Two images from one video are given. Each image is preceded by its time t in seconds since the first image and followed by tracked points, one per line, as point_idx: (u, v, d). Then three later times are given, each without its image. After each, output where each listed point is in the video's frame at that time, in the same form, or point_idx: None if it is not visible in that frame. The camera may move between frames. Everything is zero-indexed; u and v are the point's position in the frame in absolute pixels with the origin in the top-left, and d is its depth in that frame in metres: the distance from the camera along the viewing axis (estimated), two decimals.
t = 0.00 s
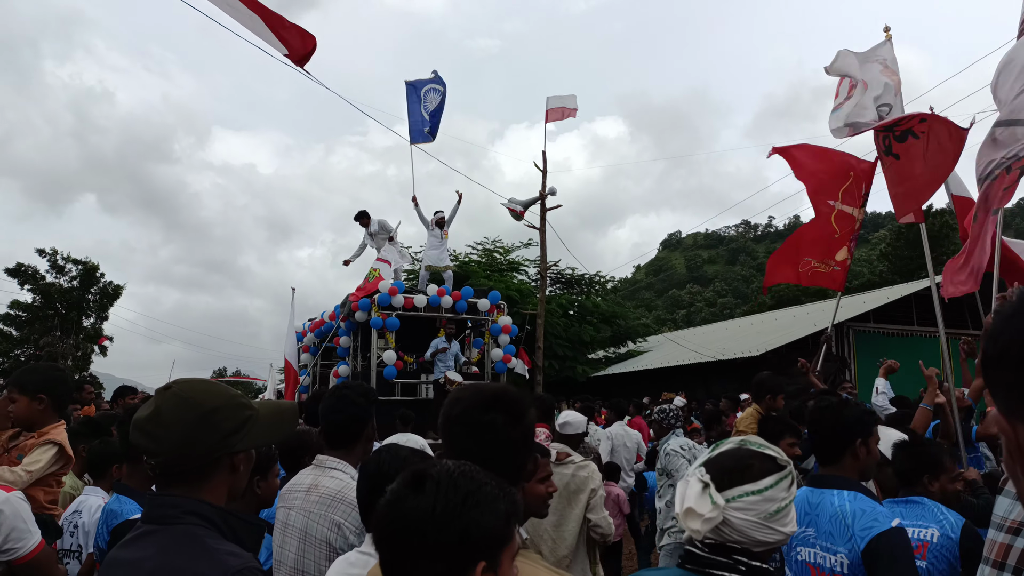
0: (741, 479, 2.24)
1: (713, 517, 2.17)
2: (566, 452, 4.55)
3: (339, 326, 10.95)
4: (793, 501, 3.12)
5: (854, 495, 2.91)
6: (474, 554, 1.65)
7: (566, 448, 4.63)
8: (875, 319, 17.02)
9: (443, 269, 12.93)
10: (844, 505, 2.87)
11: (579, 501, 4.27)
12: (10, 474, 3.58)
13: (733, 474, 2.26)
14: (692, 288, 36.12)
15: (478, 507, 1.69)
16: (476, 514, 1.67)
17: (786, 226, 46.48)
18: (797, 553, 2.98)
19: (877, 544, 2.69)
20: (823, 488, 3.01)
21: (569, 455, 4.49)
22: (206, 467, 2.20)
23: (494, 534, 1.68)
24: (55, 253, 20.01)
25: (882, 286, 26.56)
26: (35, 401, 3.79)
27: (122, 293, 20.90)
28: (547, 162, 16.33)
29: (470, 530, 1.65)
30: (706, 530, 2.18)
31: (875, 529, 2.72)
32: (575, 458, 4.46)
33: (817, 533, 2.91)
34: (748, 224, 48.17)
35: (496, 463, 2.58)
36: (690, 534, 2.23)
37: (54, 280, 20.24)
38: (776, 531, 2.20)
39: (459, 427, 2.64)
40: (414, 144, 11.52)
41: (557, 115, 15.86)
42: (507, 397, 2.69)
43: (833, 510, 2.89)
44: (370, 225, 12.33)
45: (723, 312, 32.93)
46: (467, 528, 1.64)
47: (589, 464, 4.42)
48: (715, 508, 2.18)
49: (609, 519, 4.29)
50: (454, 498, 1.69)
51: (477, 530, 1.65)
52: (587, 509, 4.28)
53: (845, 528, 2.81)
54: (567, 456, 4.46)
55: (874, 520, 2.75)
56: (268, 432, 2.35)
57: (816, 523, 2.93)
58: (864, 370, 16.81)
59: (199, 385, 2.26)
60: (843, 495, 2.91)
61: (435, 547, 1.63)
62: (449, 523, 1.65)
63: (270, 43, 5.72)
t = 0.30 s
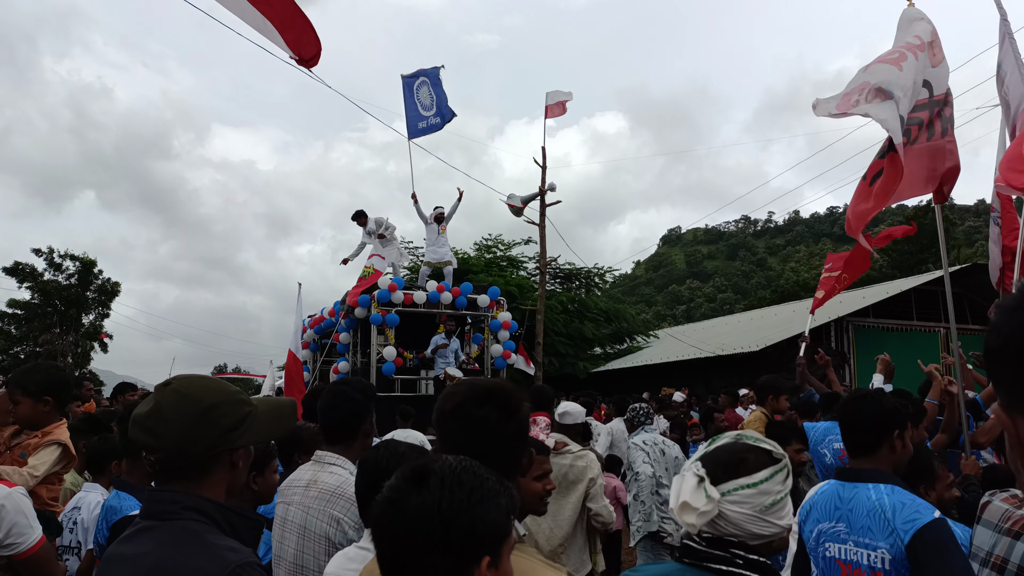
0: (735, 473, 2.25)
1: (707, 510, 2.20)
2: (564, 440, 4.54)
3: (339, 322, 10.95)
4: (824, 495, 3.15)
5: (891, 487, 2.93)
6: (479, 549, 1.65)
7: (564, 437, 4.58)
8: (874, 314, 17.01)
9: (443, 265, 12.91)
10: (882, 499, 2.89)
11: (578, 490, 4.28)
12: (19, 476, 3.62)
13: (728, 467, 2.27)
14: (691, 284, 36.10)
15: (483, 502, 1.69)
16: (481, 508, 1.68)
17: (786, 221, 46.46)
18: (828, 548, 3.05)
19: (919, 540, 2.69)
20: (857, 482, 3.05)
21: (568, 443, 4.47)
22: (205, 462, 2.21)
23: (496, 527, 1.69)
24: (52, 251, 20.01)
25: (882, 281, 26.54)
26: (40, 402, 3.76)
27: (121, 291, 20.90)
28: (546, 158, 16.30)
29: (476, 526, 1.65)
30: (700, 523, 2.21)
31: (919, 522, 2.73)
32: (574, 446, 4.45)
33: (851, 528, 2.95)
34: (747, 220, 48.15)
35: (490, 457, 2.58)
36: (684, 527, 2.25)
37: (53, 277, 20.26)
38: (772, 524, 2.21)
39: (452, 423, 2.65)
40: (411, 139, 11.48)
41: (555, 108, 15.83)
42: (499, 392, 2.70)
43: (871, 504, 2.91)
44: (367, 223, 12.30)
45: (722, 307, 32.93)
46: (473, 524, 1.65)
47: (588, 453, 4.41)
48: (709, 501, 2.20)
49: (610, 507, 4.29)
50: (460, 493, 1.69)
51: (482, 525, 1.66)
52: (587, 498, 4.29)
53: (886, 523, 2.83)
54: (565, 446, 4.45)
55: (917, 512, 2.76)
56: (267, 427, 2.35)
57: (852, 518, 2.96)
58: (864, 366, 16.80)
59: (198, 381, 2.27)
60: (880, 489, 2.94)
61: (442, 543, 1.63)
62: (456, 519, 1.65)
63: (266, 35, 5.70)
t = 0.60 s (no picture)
0: (729, 469, 2.26)
1: (699, 506, 2.21)
2: (562, 443, 4.54)
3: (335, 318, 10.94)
4: (829, 487, 3.17)
5: (898, 482, 2.95)
6: (471, 545, 1.66)
7: (562, 440, 4.60)
8: (870, 311, 17.06)
9: (439, 260, 12.90)
10: (888, 494, 2.91)
11: (574, 494, 4.27)
12: (23, 473, 3.56)
13: (721, 463, 2.28)
14: (686, 280, 36.17)
15: (477, 498, 1.70)
16: (475, 505, 1.68)
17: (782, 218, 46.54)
18: (830, 541, 3.06)
19: (925, 533, 2.71)
20: (864, 476, 3.06)
21: (566, 446, 4.47)
22: (200, 458, 2.21)
23: (489, 522, 1.69)
24: (47, 246, 19.96)
25: (877, 277, 26.60)
26: (39, 399, 3.77)
27: (116, 286, 20.85)
28: (542, 153, 16.29)
29: (470, 522, 1.66)
30: (693, 521, 2.22)
31: (923, 517, 2.74)
32: (572, 449, 4.45)
33: (855, 522, 2.97)
34: (743, 216, 48.20)
35: (479, 451, 2.58)
36: (677, 524, 2.27)
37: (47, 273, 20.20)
38: (766, 520, 2.22)
39: (440, 420, 2.65)
40: (401, 136, 11.48)
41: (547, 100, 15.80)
42: (491, 388, 2.71)
43: (876, 498, 2.93)
44: (360, 224, 12.26)
45: (718, 304, 32.99)
46: (468, 520, 1.65)
47: (585, 457, 4.39)
48: (700, 498, 2.22)
49: (606, 512, 4.28)
50: (454, 490, 1.70)
51: (476, 521, 1.67)
52: (584, 502, 4.28)
53: (890, 518, 2.85)
54: (562, 448, 4.45)
55: (922, 508, 2.77)
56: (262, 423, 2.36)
57: (857, 511, 2.98)
58: (859, 361, 16.85)
59: (194, 377, 2.27)
60: (887, 483, 2.96)
61: (436, 540, 1.63)
62: (450, 514, 1.65)
63: (263, 27, 5.66)
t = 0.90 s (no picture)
0: (717, 468, 2.26)
1: (687, 506, 2.21)
2: (558, 438, 4.52)
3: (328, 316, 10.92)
4: (813, 496, 3.20)
5: (880, 492, 2.96)
6: (449, 544, 1.65)
7: (557, 434, 4.56)
8: (862, 310, 17.13)
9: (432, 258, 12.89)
10: (870, 503, 2.93)
11: (572, 489, 4.27)
12: (21, 470, 3.56)
13: (709, 462, 2.28)
14: (680, 279, 36.27)
15: (456, 496, 1.70)
16: (453, 503, 1.68)
17: (775, 217, 46.74)
18: (813, 550, 3.07)
19: (902, 544, 2.72)
20: (846, 485, 3.10)
21: (562, 441, 4.46)
22: (190, 456, 2.20)
23: (470, 522, 1.69)
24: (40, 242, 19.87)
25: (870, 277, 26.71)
26: (33, 395, 3.74)
27: (108, 282, 20.76)
28: (536, 151, 16.30)
29: (447, 520, 1.66)
30: (681, 520, 2.22)
31: (903, 527, 2.75)
32: (568, 444, 4.44)
33: (837, 530, 2.99)
34: (737, 215, 48.37)
35: (460, 446, 2.63)
36: (665, 524, 2.27)
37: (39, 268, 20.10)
38: (753, 518, 2.22)
39: (415, 418, 2.68)
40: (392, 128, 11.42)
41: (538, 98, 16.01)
42: (468, 387, 2.74)
43: (857, 508, 2.95)
44: (351, 225, 12.26)
45: (711, 302, 33.09)
46: (445, 518, 1.66)
47: (582, 451, 4.38)
48: (688, 497, 2.22)
49: (604, 507, 4.32)
50: (431, 488, 1.71)
51: (454, 519, 1.67)
52: (581, 497, 4.29)
53: (870, 526, 2.86)
54: (558, 443, 4.43)
55: (902, 518, 2.78)
56: (252, 422, 2.35)
57: (838, 519, 3.00)
58: (851, 361, 16.92)
59: (185, 373, 2.27)
60: (868, 493, 2.97)
61: (414, 537, 1.65)
62: (426, 514, 1.66)
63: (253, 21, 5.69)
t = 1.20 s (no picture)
0: (705, 466, 2.28)
1: (674, 504, 2.23)
2: (553, 437, 4.55)
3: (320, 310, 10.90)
4: (776, 489, 3.26)
5: (836, 485, 3.03)
6: (432, 541, 1.66)
7: (552, 432, 4.62)
8: (852, 308, 17.23)
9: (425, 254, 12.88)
10: (825, 496, 3.00)
11: (572, 488, 4.28)
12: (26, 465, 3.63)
13: (699, 460, 2.30)
14: (672, 276, 36.35)
15: (439, 494, 1.71)
16: (436, 501, 1.70)
17: (767, 215, 46.93)
18: (776, 541, 3.16)
19: (856, 537, 2.79)
20: (807, 478, 3.16)
21: (558, 440, 4.48)
22: (179, 452, 2.20)
23: (455, 520, 1.69)
24: (31, 234, 19.75)
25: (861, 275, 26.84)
26: (25, 390, 3.70)
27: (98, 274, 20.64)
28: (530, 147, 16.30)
29: (430, 518, 1.67)
30: (669, 518, 2.24)
31: (857, 521, 2.82)
32: (564, 443, 4.46)
33: (797, 522, 3.06)
34: (730, 213, 48.52)
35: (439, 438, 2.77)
36: (653, 523, 2.29)
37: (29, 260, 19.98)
38: (742, 517, 2.23)
39: (390, 416, 2.86)
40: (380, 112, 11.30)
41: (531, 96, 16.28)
42: (440, 383, 2.92)
43: (814, 500, 3.02)
44: (343, 219, 12.23)
45: (704, 299, 33.21)
46: (427, 516, 1.67)
47: (578, 450, 4.42)
48: (676, 495, 2.24)
49: (601, 504, 4.35)
50: (414, 487, 1.72)
51: (437, 517, 1.68)
52: (580, 495, 4.31)
53: (826, 518, 2.93)
54: (555, 442, 4.45)
55: (856, 511, 2.85)
56: (243, 418, 2.35)
57: (797, 512, 3.07)
58: (842, 358, 17.03)
59: (177, 368, 2.27)
60: (825, 486, 3.04)
61: (397, 534, 1.67)
62: (408, 511, 1.68)
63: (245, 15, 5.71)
